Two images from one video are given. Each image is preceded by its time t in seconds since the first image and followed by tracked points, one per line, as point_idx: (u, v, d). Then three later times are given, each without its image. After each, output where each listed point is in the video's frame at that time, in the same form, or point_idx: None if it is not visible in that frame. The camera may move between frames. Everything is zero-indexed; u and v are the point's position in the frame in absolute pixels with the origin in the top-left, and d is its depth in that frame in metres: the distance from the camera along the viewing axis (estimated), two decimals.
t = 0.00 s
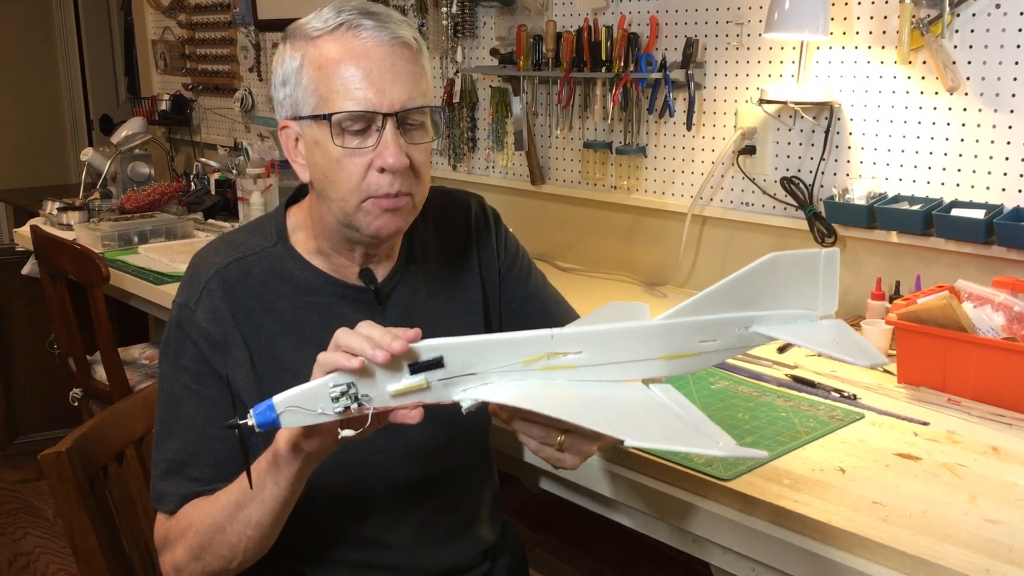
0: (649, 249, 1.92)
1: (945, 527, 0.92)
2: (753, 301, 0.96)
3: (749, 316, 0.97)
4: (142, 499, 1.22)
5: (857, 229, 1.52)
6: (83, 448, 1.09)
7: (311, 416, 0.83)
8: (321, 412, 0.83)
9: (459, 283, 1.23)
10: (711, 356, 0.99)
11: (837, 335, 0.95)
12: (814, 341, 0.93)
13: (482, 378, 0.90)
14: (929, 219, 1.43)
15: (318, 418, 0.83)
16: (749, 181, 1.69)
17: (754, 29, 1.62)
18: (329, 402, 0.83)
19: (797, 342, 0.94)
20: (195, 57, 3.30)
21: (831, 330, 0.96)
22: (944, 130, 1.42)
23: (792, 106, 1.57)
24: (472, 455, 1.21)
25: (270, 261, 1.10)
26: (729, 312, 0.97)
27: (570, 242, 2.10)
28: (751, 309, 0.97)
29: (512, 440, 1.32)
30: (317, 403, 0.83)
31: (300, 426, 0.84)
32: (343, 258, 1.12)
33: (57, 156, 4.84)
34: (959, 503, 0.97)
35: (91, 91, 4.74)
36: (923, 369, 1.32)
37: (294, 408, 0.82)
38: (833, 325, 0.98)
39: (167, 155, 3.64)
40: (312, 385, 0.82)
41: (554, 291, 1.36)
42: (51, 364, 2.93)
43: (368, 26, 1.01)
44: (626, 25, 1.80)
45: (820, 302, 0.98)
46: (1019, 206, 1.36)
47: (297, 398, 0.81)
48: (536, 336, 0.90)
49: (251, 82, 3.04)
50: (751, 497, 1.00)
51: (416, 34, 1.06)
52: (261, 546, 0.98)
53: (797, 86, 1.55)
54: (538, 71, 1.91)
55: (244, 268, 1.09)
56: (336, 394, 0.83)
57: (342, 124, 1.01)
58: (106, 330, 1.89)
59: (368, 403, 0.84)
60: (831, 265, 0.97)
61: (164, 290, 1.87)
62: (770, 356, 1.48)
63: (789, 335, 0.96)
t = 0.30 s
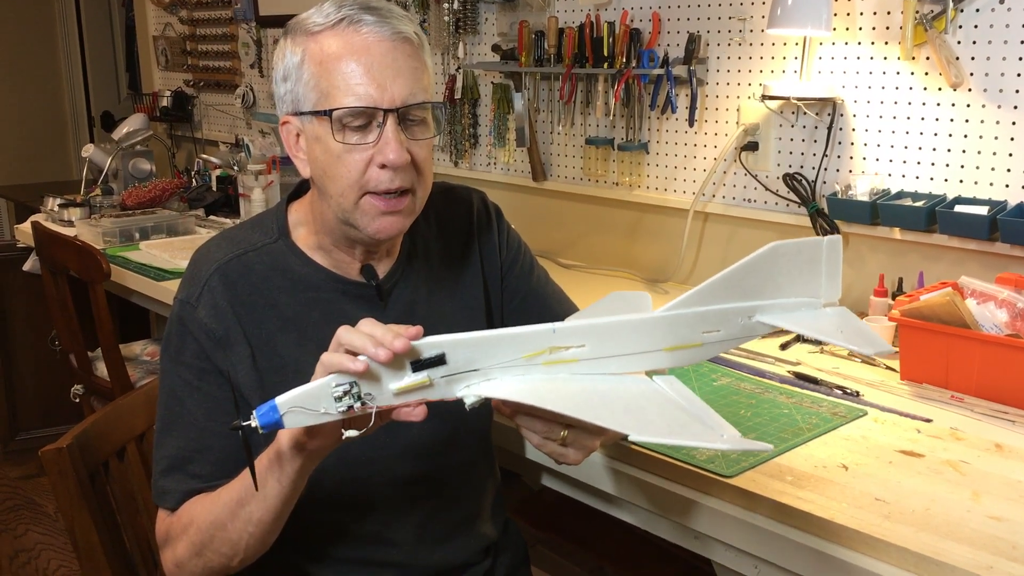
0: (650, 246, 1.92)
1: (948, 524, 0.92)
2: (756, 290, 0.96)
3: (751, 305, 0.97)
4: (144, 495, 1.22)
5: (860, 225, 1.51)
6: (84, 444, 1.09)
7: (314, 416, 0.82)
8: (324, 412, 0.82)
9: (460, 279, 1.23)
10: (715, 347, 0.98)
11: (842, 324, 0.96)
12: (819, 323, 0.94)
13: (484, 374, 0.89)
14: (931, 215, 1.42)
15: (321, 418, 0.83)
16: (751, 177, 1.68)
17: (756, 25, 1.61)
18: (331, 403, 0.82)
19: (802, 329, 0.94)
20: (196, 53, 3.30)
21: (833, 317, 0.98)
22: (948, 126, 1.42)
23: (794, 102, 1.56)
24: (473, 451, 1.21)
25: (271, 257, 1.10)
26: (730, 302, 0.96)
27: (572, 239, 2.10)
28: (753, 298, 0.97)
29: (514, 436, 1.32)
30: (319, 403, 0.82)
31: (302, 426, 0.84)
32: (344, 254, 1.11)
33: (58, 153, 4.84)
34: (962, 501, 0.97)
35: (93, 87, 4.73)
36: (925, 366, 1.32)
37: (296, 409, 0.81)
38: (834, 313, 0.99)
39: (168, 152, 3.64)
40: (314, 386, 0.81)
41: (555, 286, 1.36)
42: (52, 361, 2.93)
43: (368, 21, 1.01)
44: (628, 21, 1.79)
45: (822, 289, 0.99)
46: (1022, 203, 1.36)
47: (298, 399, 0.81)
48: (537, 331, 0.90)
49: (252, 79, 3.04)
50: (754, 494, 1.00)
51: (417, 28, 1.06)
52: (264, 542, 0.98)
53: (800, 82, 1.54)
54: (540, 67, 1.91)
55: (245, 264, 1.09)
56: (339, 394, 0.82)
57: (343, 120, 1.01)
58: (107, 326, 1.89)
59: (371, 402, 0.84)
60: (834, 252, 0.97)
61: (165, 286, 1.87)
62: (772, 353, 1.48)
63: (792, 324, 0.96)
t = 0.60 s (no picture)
0: (649, 246, 1.92)
1: (948, 525, 0.91)
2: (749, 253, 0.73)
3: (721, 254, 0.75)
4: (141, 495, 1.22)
5: (859, 225, 1.51)
6: (81, 443, 1.09)
7: (324, 447, 0.81)
8: (332, 440, 0.81)
9: (458, 278, 1.22)
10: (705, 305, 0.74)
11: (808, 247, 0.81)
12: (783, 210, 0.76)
13: (482, 372, 0.80)
14: (931, 216, 1.42)
15: (332, 447, 0.81)
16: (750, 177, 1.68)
17: (755, 24, 1.61)
18: (335, 428, 0.81)
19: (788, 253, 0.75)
20: (194, 53, 3.30)
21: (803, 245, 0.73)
22: (947, 126, 1.42)
23: (793, 102, 1.56)
24: (471, 451, 1.21)
25: (268, 256, 1.10)
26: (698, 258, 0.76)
27: (571, 238, 2.09)
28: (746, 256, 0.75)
29: (512, 436, 1.32)
30: (325, 432, 0.82)
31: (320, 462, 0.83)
32: (342, 253, 1.11)
33: (56, 153, 4.83)
34: (962, 501, 0.97)
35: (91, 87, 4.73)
36: (924, 366, 1.32)
37: (305, 443, 0.82)
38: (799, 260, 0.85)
39: (166, 151, 3.63)
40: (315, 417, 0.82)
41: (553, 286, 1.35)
42: (50, 361, 2.93)
43: (365, 21, 1.00)
44: (627, 21, 1.79)
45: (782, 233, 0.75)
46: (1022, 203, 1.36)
47: (302, 433, 0.82)
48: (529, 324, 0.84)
49: (250, 78, 3.03)
50: (754, 494, 1.00)
51: (414, 28, 1.05)
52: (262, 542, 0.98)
53: (799, 82, 1.54)
54: (539, 66, 1.90)
55: (243, 263, 1.09)
56: (341, 418, 0.82)
57: (339, 121, 1.00)
58: (105, 325, 1.89)
59: (376, 419, 0.81)
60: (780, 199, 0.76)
61: (163, 286, 1.87)
62: (772, 353, 1.47)
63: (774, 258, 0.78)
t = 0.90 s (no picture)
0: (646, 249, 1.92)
1: (946, 529, 0.91)
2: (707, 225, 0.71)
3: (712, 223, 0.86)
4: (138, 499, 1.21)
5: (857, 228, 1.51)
6: (78, 447, 1.08)
7: (325, 446, 0.81)
8: (334, 439, 0.81)
9: (455, 282, 1.22)
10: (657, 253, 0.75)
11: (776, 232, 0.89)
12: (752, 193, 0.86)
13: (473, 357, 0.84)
14: (928, 219, 1.42)
15: (333, 444, 0.81)
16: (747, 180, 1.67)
17: (753, 28, 1.61)
18: (336, 425, 0.82)
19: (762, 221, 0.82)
20: (192, 56, 3.30)
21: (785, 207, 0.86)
22: (945, 129, 1.42)
23: (791, 105, 1.56)
24: (469, 454, 1.20)
25: (265, 260, 1.10)
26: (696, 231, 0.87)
27: (568, 241, 2.09)
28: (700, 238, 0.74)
29: (509, 440, 1.31)
30: (325, 431, 0.82)
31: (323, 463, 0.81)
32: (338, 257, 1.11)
33: (53, 156, 4.83)
34: (959, 505, 0.97)
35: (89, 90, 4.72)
36: (922, 369, 1.32)
37: (306, 443, 0.81)
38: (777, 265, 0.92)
39: (164, 154, 3.63)
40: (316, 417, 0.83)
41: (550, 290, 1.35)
42: (48, 364, 2.92)
43: (352, 32, 0.99)
44: (624, 24, 1.79)
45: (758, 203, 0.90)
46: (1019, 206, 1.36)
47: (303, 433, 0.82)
48: (515, 315, 0.89)
49: (248, 81, 3.03)
50: (753, 498, 1.00)
51: (408, 38, 1.03)
52: (260, 545, 0.98)
53: (797, 85, 1.54)
54: (537, 70, 1.90)
55: (240, 267, 1.08)
56: (340, 414, 0.82)
57: (318, 134, 1.00)
58: (102, 328, 1.89)
59: (375, 410, 0.83)
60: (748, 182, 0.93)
61: (160, 289, 1.87)
62: (770, 356, 1.47)
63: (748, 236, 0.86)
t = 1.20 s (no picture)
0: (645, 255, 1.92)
1: (944, 536, 0.91)
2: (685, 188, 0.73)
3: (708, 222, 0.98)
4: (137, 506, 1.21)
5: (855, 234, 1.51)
6: (76, 455, 1.08)
7: (335, 448, 0.80)
8: (343, 442, 0.81)
9: (453, 289, 1.22)
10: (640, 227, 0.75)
11: (768, 224, 1.02)
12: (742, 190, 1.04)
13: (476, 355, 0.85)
14: (926, 225, 1.43)
15: (343, 446, 0.80)
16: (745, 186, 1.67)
17: (751, 34, 1.62)
18: (344, 428, 0.81)
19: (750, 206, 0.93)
20: (190, 62, 3.30)
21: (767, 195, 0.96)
22: (942, 136, 1.42)
23: (789, 111, 1.57)
24: (467, 462, 1.20)
25: (261, 268, 1.10)
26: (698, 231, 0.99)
27: (567, 248, 2.09)
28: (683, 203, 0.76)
29: (507, 447, 1.31)
30: (335, 434, 0.81)
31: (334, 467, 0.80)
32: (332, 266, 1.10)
33: (52, 162, 4.83)
34: (958, 511, 0.97)
35: (87, 96, 4.71)
36: (920, 376, 1.32)
37: (316, 447, 0.81)
38: (773, 257, 1.04)
39: (162, 160, 3.63)
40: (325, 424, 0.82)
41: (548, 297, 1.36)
42: (45, 369, 2.92)
43: (327, 47, 0.98)
44: (622, 31, 1.80)
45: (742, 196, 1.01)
46: (1016, 213, 1.36)
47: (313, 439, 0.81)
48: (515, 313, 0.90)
49: (246, 87, 3.03)
50: (753, 505, 1.00)
51: (387, 53, 1.01)
52: (258, 554, 0.98)
53: (794, 92, 1.54)
54: (535, 76, 1.90)
55: (236, 275, 1.08)
56: (349, 417, 0.82)
57: (290, 149, 0.99)
58: (100, 335, 1.88)
59: (381, 411, 0.82)
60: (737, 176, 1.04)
61: (159, 296, 1.87)
62: (768, 362, 1.47)
63: (740, 224, 0.97)
